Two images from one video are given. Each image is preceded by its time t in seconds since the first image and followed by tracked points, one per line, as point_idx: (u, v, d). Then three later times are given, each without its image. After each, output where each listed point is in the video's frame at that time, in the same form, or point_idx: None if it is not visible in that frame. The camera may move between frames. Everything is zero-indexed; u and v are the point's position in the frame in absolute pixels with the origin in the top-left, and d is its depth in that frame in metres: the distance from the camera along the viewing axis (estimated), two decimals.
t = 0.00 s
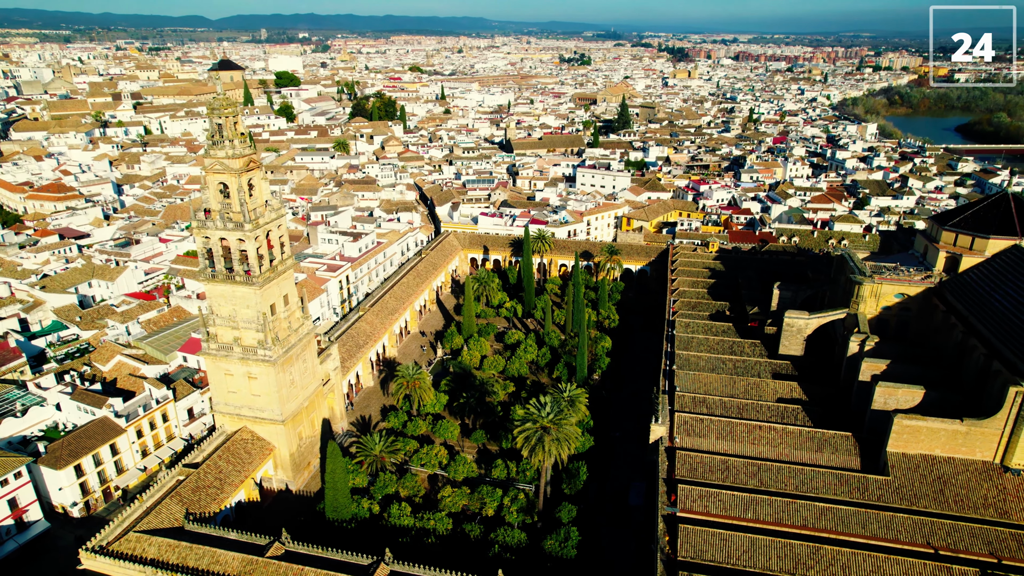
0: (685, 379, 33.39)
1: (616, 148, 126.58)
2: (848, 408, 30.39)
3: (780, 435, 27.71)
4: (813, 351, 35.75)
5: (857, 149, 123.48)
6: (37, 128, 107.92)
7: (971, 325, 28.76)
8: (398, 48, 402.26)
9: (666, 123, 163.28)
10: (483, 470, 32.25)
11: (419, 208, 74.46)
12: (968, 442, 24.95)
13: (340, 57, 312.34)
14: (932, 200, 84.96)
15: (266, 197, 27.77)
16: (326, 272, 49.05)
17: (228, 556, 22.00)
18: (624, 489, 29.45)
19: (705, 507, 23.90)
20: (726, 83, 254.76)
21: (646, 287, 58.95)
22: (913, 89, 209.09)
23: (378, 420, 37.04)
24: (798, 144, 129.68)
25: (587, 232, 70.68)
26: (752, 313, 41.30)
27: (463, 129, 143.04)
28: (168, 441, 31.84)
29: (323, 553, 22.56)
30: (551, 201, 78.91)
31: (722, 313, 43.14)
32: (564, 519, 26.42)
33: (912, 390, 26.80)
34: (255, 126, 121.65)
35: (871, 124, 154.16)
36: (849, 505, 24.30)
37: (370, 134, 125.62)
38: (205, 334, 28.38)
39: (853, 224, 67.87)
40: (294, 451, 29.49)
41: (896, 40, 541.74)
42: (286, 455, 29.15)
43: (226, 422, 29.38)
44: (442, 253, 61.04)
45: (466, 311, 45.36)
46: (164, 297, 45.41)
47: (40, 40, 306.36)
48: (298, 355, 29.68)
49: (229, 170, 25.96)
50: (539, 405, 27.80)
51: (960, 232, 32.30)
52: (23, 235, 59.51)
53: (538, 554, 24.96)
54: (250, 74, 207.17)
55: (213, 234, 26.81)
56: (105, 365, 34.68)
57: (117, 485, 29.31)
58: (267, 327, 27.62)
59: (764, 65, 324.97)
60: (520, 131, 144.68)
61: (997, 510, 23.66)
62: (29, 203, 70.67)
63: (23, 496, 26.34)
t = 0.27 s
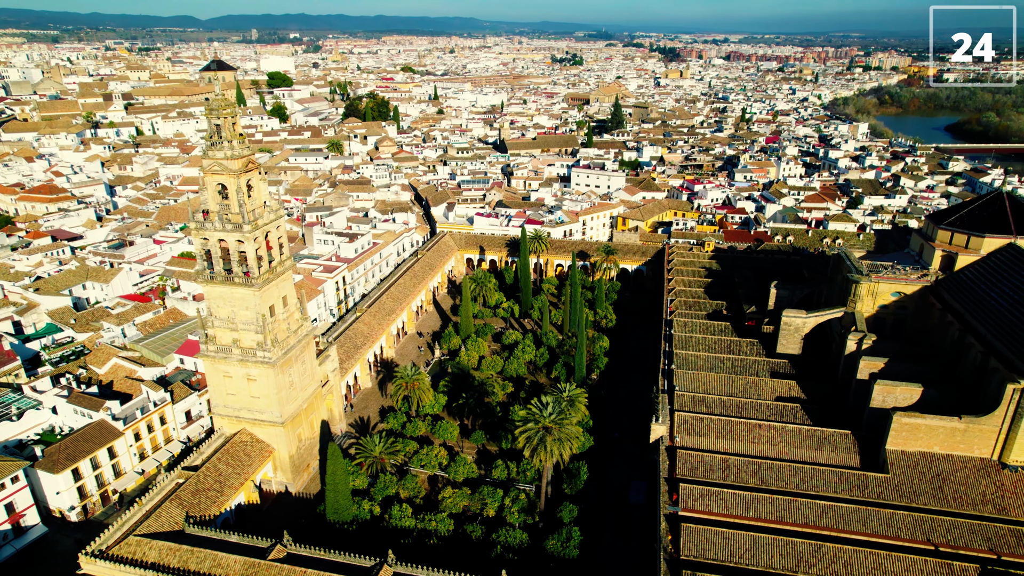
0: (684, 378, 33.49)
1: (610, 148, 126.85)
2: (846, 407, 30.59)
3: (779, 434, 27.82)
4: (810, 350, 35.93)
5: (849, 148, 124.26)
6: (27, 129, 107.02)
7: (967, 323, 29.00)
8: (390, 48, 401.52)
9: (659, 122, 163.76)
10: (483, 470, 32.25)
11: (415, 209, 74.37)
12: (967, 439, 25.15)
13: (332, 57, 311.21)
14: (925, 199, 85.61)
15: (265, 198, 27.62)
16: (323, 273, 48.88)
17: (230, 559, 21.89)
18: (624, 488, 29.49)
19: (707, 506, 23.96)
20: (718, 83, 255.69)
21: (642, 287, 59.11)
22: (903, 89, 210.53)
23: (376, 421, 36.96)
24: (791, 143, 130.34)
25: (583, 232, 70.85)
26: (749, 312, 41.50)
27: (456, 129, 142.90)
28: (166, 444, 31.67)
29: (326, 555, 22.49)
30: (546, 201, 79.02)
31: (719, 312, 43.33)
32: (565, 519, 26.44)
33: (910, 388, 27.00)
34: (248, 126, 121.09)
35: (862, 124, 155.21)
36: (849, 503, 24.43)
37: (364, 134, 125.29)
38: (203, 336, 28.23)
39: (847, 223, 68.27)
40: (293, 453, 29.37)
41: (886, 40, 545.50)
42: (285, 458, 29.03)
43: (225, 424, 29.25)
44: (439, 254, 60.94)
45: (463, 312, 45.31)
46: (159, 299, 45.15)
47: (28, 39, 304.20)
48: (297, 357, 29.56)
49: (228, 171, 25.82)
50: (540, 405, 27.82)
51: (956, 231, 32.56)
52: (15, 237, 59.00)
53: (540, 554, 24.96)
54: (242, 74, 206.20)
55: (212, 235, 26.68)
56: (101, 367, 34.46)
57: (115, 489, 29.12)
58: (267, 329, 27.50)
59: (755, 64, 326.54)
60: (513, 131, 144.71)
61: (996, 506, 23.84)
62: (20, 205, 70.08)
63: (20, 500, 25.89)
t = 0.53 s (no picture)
0: (683, 377, 33.55)
1: (604, 148, 127.06)
2: (844, 405, 30.76)
3: (779, 432, 27.91)
4: (808, 348, 36.12)
5: (842, 147, 124.97)
6: (17, 130, 106.11)
7: (964, 320, 29.21)
8: (382, 48, 400.64)
9: (652, 122, 164.19)
10: (483, 470, 32.22)
11: (410, 209, 74.26)
12: (965, 436, 25.36)
13: (323, 57, 310.21)
14: (917, 198, 86.24)
15: (263, 199, 27.48)
16: (319, 274, 48.68)
17: (232, 562, 21.78)
18: (625, 488, 29.51)
19: (709, 505, 24.02)
20: (710, 83, 256.62)
21: (639, 286, 59.24)
22: (894, 89, 211.97)
23: (375, 422, 36.86)
24: (784, 143, 130.99)
25: (579, 232, 70.97)
26: (747, 311, 41.63)
27: (450, 129, 142.73)
28: (164, 447, 31.47)
29: (328, 557, 22.44)
30: (541, 201, 79.08)
31: (716, 311, 43.47)
32: (567, 520, 26.43)
33: (908, 386, 27.20)
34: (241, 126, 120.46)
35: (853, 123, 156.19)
36: (849, 500, 24.54)
37: (358, 135, 124.94)
38: (202, 338, 28.08)
39: (841, 222, 68.71)
40: (293, 454, 29.25)
41: (876, 40, 548.92)
42: (285, 459, 28.91)
43: (224, 427, 29.10)
44: (435, 254, 60.81)
45: (460, 312, 45.26)
46: (155, 301, 44.90)
47: (16, 39, 301.68)
48: (296, 358, 29.45)
49: (226, 172, 25.66)
50: (542, 405, 27.78)
51: (951, 230, 32.83)
52: (7, 238, 58.49)
53: (542, 555, 24.95)
54: (233, 74, 205.22)
55: (210, 237, 26.55)
56: (97, 370, 34.41)
57: (113, 492, 28.91)
58: (266, 330, 27.38)
59: (747, 64, 327.93)
60: (507, 131, 144.71)
61: (995, 503, 24.02)
62: (12, 206, 69.50)
63: (18, 505, 25.62)
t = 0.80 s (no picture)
0: (682, 377, 33.61)
1: (598, 148, 127.29)
2: (843, 403, 30.91)
3: (779, 431, 28.00)
4: (805, 347, 36.29)
5: (834, 146, 125.74)
6: (7, 131, 105.16)
7: (961, 318, 29.42)
8: (374, 48, 399.68)
9: (646, 122, 164.64)
10: (483, 471, 32.20)
11: (405, 210, 74.16)
12: (963, 433, 25.55)
13: (316, 57, 309.29)
14: (909, 197, 86.87)
15: (262, 200, 27.37)
16: (316, 275, 48.47)
17: (234, 565, 21.69)
18: (625, 487, 29.56)
19: (711, 504, 24.09)
20: (702, 82, 257.55)
21: (635, 286, 59.36)
22: (884, 88, 213.39)
23: (374, 423, 36.76)
24: (777, 142, 131.63)
25: (574, 232, 71.11)
26: (744, 310, 41.78)
27: (444, 129, 142.55)
28: (162, 450, 31.28)
29: (331, 559, 22.40)
30: (536, 201, 79.14)
31: (713, 310, 43.61)
32: (568, 519, 26.46)
33: (906, 384, 27.39)
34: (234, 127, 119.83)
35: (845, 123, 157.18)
36: (850, 498, 24.67)
37: (351, 135, 124.58)
38: (200, 340, 27.91)
39: (835, 221, 69.15)
40: (293, 456, 29.12)
41: (866, 40, 552.81)
42: (284, 461, 28.78)
43: (223, 429, 28.95)
44: (431, 255, 60.70)
45: (458, 312, 45.21)
46: (150, 303, 44.65)
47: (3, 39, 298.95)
48: (295, 360, 29.35)
49: (225, 173, 25.52)
50: (543, 405, 27.77)
51: (947, 228, 33.09)
52: None
53: (544, 555, 24.97)
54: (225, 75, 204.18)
55: (209, 238, 26.36)
56: (93, 373, 34.15)
57: (111, 496, 28.71)
58: (265, 332, 27.25)
59: (739, 64, 329.31)
60: (501, 131, 144.69)
61: (994, 499, 24.21)
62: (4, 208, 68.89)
63: (15, 509, 25.46)
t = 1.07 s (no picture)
0: (682, 376, 33.67)
1: (592, 147, 127.44)
2: (841, 401, 31.09)
3: (779, 429, 28.09)
4: (802, 345, 36.46)
5: (826, 146, 126.40)
6: None
7: (958, 316, 29.63)
8: (366, 48, 398.69)
9: (639, 121, 164.96)
10: (484, 471, 32.17)
11: (401, 210, 73.99)
12: (962, 430, 25.74)
13: (308, 57, 308.12)
14: (902, 196, 87.48)
15: (261, 201, 27.24)
16: (312, 276, 48.29)
17: (237, 568, 21.60)
18: (625, 487, 29.60)
19: (713, 502, 24.15)
20: (695, 82, 258.33)
21: (631, 285, 59.49)
22: (875, 88, 214.67)
23: (373, 424, 36.68)
24: (770, 142, 132.17)
25: (570, 232, 71.20)
26: (741, 309, 41.93)
27: (438, 130, 142.32)
28: (160, 452, 31.10)
29: (334, 561, 22.36)
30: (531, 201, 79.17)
31: (711, 310, 43.76)
32: (570, 519, 26.50)
33: (904, 381, 27.58)
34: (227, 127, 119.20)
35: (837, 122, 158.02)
36: (850, 495, 24.80)
37: (345, 135, 124.21)
38: (199, 342, 27.76)
39: (830, 220, 69.53)
40: (292, 458, 29.01)
41: (857, 40, 555.96)
42: (284, 463, 28.65)
43: (222, 431, 28.79)
44: (427, 255, 60.58)
45: (456, 313, 45.16)
46: (146, 304, 44.40)
47: None
48: (295, 361, 29.25)
49: (224, 174, 25.37)
50: (545, 405, 27.77)
51: (943, 227, 33.32)
52: None
53: (546, 555, 25.00)
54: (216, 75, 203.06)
55: (208, 239, 26.19)
56: (89, 376, 33.86)
57: (109, 499, 28.52)
58: (265, 333, 27.13)
59: (730, 64, 330.51)
60: (495, 131, 144.60)
61: (992, 495, 24.40)
62: None
63: (12, 514, 25.03)
